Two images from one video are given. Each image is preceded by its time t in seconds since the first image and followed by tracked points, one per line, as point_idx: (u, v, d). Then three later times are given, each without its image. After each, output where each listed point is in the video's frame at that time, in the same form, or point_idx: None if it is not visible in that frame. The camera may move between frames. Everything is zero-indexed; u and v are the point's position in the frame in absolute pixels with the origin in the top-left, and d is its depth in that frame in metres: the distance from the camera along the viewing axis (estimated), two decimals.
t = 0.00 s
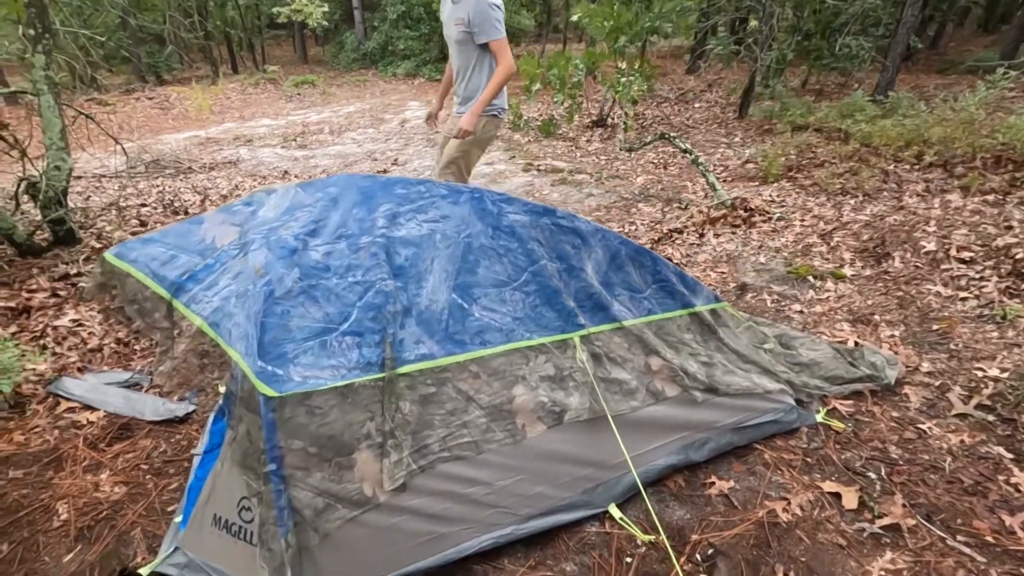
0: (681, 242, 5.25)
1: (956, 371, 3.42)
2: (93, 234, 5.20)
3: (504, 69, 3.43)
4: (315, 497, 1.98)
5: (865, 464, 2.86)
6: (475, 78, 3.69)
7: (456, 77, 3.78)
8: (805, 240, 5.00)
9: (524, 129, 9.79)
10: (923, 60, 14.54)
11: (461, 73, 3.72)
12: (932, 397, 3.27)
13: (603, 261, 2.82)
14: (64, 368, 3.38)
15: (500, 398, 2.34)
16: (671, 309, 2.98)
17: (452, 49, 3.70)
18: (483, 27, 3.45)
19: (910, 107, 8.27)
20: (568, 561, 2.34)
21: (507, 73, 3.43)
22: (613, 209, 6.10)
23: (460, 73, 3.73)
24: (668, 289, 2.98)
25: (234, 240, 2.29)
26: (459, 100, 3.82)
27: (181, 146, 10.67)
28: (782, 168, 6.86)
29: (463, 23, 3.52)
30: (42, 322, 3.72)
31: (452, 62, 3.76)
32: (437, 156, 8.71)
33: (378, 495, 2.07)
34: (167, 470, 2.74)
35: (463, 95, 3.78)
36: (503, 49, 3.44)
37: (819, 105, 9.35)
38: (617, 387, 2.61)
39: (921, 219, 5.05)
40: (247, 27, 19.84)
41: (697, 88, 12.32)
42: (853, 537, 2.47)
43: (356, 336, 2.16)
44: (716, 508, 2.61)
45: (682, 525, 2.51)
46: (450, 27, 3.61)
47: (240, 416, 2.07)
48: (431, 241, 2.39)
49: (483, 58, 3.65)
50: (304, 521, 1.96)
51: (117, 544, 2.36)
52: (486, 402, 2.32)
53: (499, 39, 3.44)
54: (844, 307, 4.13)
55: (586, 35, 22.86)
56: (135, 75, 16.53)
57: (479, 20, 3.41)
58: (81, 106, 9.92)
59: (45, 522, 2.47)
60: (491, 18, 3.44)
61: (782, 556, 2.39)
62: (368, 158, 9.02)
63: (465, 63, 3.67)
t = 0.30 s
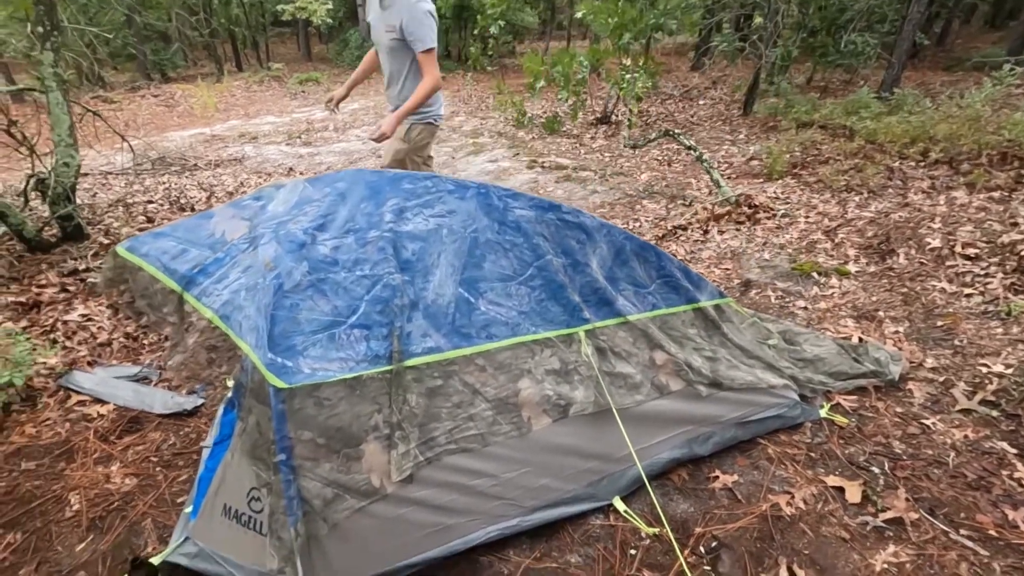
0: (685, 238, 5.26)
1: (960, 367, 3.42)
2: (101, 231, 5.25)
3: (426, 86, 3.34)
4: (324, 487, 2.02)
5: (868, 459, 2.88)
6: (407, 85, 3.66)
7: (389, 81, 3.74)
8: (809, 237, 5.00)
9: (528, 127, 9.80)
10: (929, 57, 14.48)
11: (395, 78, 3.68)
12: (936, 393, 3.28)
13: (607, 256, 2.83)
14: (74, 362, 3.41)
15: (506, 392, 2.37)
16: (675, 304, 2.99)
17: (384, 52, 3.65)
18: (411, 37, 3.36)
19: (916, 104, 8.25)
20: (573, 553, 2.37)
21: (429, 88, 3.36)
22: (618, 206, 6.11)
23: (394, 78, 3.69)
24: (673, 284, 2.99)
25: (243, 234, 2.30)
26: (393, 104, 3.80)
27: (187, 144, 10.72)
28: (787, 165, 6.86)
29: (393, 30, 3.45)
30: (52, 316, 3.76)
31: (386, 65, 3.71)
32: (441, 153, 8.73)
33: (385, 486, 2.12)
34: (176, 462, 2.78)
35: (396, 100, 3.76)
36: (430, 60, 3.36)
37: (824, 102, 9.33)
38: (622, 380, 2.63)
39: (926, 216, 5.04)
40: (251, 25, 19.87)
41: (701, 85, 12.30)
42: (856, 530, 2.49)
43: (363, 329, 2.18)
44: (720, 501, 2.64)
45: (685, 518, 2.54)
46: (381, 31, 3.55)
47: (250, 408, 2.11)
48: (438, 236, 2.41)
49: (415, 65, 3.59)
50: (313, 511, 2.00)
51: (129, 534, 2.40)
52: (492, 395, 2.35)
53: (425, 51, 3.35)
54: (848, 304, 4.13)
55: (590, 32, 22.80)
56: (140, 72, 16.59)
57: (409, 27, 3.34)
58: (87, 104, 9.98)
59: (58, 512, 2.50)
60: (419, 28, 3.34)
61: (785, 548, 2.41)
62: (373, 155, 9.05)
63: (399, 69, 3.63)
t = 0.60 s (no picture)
0: (688, 236, 5.28)
1: (963, 363, 3.44)
2: (104, 229, 5.25)
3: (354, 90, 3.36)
4: (336, 481, 2.05)
5: (873, 454, 2.90)
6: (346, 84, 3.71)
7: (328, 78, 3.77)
8: (812, 234, 5.01)
9: (530, 124, 9.81)
10: (930, 54, 14.47)
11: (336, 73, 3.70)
12: (939, 388, 3.30)
13: (613, 253, 2.84)
14: (81, 359, 3.42)
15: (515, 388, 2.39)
16: (679, 301, 3.00)
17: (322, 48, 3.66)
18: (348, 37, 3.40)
19: (917, 101, 8.25)
20: (580, 547, 2.40)
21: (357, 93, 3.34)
22: (620, 203, 6.12)
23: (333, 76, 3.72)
24: (678, 281, 3.01)
25: (254, 231, 2.28)
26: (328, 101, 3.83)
27: (188, 142, 10.72)
28: (789, 162, 6.87)
29: (335, 27, 3.44)
30: (59, 314, 3.77)
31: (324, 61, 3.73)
32: (443, 151, 8.74)
33: (395, 482, 2.14)
34: (185, 458, 2.79)
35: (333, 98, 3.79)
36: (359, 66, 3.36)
37: (825, 100, 9.33)
38: (628, 376, 2.65)
39: (928, 212, 5.05)
40: (251, 23, 19.86)
41: (702, 82, 12.30)
42: (860, 524, 2.51)
43: (374, 325, 2.19)
44: (726, 496, 2.66)
45: (692, 513, 2.56)
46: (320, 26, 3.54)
47: (261, 404, 2.13)
48: (446, 233, 2.42)
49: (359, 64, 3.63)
50: (326, 505, 2.02)
51: (140, 529, 2.42)
52: (501, 391, 2.36)
53: (358, 56, 3.37)
54: (851, 300, 4.15)
55: (591, 29, 22.75)
56: (140, 70, 16.59)
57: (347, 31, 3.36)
58: (89, 102, 10.00)
59: (69, 508, 2.52)
60: (357, 29, 3.37)
61: (791, 543, 2.43)
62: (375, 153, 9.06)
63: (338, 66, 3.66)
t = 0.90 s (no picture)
0: (692, 231, 5.27)
1: (971, 357, 3.45)
2: (106, 228, 5.21)
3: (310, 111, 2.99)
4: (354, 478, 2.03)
5: (884, 448, 2.90)
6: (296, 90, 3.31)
7: (273, 81, 3.34)
8: (816, 229, 5.01)
9: (530, 121, 9.78)
10: (928, 49, 14.50)
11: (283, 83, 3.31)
12: (948, 382, 3.31)
13: (624, 249, 2.83)
14: (87, 359, 3.39)
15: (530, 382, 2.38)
16: (690, 297, 2.99)
17: (266, 48, 3.22)
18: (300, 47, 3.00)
19: (917, 96, 8.26)
20: (596, 543, 2.39)
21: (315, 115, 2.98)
22: (624, 199, 6.11)
23: (280, 79, 3.30)
24: (688, 277, 3.01)
25: (268, 227, 2.27)
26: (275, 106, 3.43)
27: (186, 140, 10.66)
28: (790, 157, 6.87)
29: (288, 37, 3.07)
30: (63, 313, 3.74)
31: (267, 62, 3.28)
32: (444, 148, 8.72)
33: (412, 478, 2.12)
34: (195, 457, 2.78)
35: (281, 103, 3.40)
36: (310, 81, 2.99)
37: (825, 95, 9.33)
38: (641, 372, 2.64)
39: (932, 207, 5.06)
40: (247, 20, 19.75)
41: (701, 78, 12.29)
42: (874, 518, 2.51)
43: (388, 322, 2.18)
44: (739, 491, 2.66)
45: (705, 508, 2.56)
46: (267, 31, 3.13)
47: (276, 401, 2.12)
48: (459, 229, 2.41)
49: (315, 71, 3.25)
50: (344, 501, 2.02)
51: (152, 529, 2.41)
52: (516, 387, 2.36)
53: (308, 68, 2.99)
54: (857, 295, 4.16)
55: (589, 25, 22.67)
56: (136, 68, 16.48)
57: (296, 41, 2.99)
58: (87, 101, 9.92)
59: (80, 508, 2.50)
60: (310, 41, 2.98)
61: (805, 537, 2.43)
62: (375, 150, 9.03)
63: (286, 72, 3.26)
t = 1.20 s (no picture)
0: (701, 227, 5.27)
1: (986, 349, 3.47)
2: (110, 227, 5.15)
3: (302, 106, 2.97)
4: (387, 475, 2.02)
5: (904, 440, 2.91)
6: (267, 86, 3.24)
7: (238, 78, 3.24)
8: (825, 223, 5.03)
9: (531, 117, 9.75)
10: (923, 44, 14.60)
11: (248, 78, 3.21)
12: (964, 374, 3.32)
13: (646, 244, 2.83)
14: (100, 359, 3.36)
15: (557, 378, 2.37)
16: (707, 292, 2.98)
17: (230, 45, 3.12)
18: (279, 43, 2.97)
19: (918, 91, 8.31)
20: (624, 538, 2.39)
21: (307, 110, 2.97)
22: (630, 195, 6.10)
23: (248, 76, 3.21)
24: (707, 271, 3.00)
25: (296, 224, 2.25)
26: (242, 105, 3.33)
27: (184, 138, 10.57)
28: (795, 152, 6.88)
29: (260, 32, 3.02)
30: (73, 313, 3.70)
31: (232, 59, 3.18)
32: (446, 145, 8.68)
33: (444, 476, 2.12)
34: (216, 457, 2.76)
35: (248, 101, 3.31)
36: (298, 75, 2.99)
37: (826, 90, 9.36)
38: (664, 366, 2.63)
39: (939, 200, 5.09)
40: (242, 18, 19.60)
41: (700, 74, 12.29)
42: (899, 510, 2.52)
43: (419, 318, 2.16)
44: (763, 485, 2.66)
45: (731, 502, 2.56)
46: (234, 26, 3.05)
47: (305, 400, 2.10)
48: (485, 224, 2.40)
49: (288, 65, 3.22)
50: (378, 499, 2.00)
51: (177, 529, 2.39)
52: (544, 382, 2.34)
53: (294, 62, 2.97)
54: (869, 289, 4.17)
55: (586, 21, 22.60)
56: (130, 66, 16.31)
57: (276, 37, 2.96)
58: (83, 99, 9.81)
59: (102, 509, 2.47)
60: (289, 36, 2.96)
61: (832, 529, 2.44)
62: (376, 148, 8.97)
63: (255, 67, 3.17)
